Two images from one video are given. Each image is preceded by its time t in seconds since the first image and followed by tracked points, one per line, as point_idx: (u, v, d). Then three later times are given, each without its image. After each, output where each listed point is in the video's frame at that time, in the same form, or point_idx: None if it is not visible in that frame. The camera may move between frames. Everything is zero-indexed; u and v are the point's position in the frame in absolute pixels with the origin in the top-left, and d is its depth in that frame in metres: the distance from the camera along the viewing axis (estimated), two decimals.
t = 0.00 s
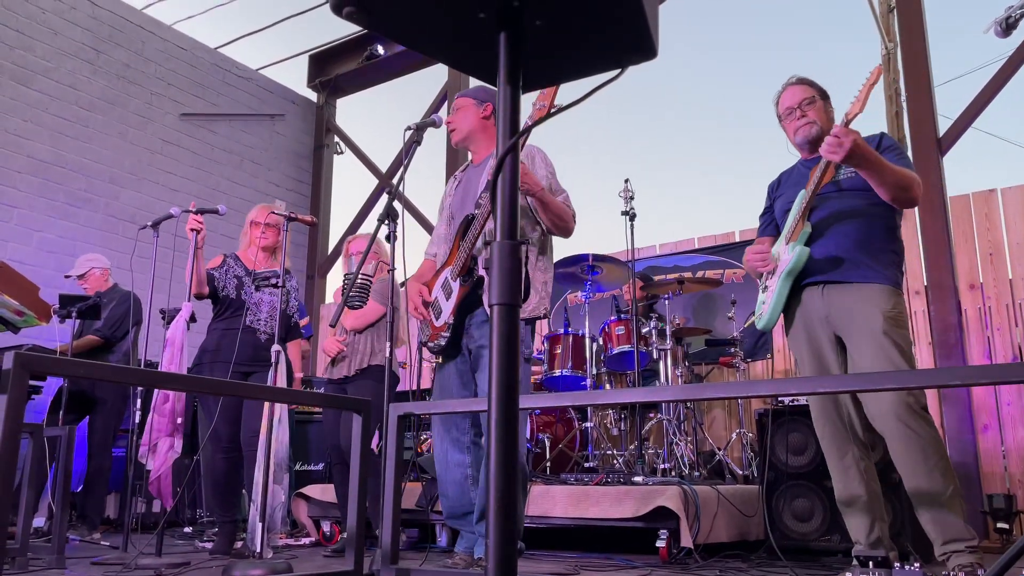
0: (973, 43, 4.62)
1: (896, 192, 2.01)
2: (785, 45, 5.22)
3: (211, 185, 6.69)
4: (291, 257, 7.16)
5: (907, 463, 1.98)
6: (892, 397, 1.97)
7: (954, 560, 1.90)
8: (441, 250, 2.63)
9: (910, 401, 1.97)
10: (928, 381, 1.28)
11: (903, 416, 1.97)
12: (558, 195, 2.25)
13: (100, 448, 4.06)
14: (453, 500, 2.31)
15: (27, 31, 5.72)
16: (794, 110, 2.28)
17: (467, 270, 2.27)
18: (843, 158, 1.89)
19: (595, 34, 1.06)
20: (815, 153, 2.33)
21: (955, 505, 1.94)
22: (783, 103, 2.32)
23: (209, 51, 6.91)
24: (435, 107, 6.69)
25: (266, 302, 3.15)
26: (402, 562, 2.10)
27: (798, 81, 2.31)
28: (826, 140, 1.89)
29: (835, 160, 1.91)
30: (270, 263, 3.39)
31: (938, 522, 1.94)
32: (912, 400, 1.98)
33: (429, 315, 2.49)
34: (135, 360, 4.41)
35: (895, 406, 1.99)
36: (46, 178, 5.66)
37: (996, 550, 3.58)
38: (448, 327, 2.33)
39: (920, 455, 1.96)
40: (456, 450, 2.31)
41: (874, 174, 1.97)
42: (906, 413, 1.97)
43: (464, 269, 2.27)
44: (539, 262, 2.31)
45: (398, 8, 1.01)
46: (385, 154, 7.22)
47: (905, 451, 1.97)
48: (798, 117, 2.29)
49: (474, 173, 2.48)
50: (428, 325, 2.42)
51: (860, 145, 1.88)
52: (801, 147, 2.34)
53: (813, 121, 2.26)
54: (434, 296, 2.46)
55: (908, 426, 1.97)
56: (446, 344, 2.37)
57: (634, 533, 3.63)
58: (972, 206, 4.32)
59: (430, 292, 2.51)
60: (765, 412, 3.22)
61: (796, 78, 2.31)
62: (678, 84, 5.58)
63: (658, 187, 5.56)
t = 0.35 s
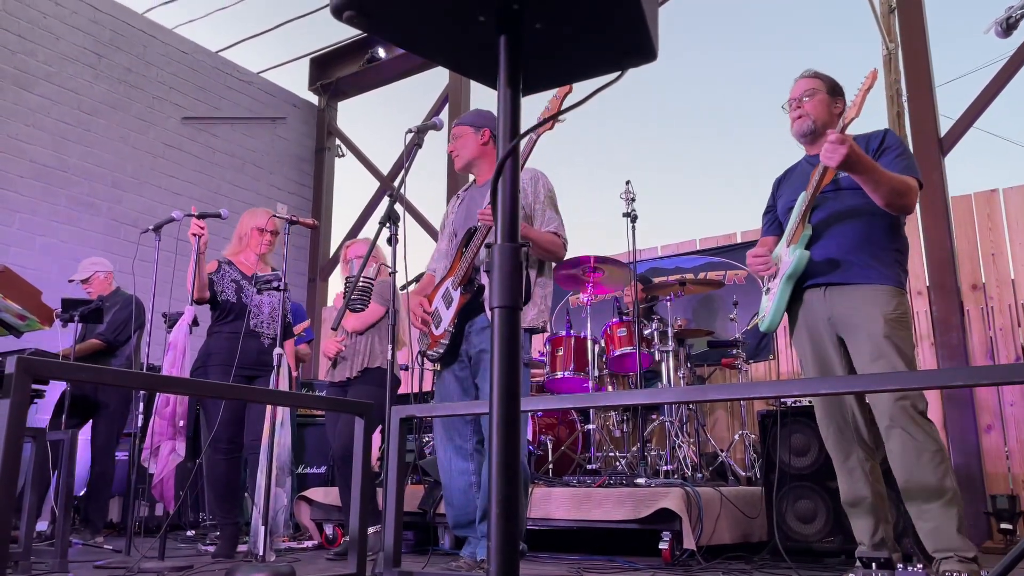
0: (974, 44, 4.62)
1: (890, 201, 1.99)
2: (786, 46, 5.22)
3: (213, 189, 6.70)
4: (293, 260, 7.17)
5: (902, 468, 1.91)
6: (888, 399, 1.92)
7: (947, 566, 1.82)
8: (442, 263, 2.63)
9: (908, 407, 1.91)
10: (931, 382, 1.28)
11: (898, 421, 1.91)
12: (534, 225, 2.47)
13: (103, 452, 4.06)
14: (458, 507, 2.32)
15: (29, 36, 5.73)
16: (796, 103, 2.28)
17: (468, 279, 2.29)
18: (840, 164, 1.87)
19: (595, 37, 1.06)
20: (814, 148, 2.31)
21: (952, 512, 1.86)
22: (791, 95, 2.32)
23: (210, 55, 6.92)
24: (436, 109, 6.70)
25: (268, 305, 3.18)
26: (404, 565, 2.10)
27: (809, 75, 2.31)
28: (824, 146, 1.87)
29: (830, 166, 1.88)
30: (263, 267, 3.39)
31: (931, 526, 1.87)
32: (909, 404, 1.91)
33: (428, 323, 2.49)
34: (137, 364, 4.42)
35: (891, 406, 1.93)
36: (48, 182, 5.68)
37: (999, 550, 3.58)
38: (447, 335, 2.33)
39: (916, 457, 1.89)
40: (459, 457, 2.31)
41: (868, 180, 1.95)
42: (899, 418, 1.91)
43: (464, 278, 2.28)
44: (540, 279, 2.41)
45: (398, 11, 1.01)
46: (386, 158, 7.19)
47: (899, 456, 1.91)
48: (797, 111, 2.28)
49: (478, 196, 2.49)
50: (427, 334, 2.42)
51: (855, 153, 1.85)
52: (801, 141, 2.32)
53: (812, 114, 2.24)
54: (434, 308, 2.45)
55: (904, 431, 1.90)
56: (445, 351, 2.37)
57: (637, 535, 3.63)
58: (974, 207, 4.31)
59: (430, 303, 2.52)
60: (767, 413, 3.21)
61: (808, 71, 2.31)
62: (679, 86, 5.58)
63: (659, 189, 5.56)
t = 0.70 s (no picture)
0: (976, 43, 4.61)
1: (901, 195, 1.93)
2: (787, 46, 5.22)
3: (215, 191, 6.71)
4: (295, 262, 7.18)
5: (904, 467, 1.90)
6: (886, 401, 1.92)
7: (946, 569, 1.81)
8: (451, 270, 2.65)
9: (907, 408, 1.89)
10: (934, 383, 1.28)
11: (897, 422, 1.90)
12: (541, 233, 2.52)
13: (107, 455, 4.07)
14: (464, 507, 2.31)
15: (31, 39, 5.74)
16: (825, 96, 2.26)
17: (479, 282, 2.31)
18: (848, 149, 1.84)
19: (599, 37, 1.06)
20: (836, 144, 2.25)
21: (952, 515, 1.85)
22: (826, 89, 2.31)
23: (212, 57, 6.93)
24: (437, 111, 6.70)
25: (270, 304, 3.17)
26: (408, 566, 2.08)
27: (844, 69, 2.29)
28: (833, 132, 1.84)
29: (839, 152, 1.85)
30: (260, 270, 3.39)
31: (930, 529, 1.86)
32: (907, 406, 1.89)
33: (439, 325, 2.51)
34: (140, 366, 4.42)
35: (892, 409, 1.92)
36: (51, 185, 5.69)
37: (1004, 551, 3.56)
38: (458, 336, 2.33)
39: (916, 459, 1.88)
40: (466, 458, 2.32)
41: (879, 171, 1.91)
42: (898, 419, 1.90)
43: (476, 282, 2.30)
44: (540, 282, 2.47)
45: (400, 11, 1.01)
46: (388, 159, 7.18)
47: (901, 456, 1.90)
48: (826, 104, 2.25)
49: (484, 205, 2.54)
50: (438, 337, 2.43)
51: (865, 140, 1.82)
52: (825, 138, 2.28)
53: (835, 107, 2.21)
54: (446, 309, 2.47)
55: (903, 431, 1.89)
56: (456, 351, 2.35)
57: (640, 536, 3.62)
58: (977, 207, 4.31)
59: (441, 305, 2.54)
60: (771, 414, 3.20)
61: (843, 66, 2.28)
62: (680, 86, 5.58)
63: (661, 189, 5.56)
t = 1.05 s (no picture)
0: (977, 43, 4.61)
1: (907, 180, 1.88)
2: (788, 48, 5.21)
3: (216, 192, 6.72)
4: (297, 263, 7.19)
5: (912, 469, 1.90)
6: (895, 400, 1.91)
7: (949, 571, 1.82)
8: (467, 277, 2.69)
9: (916, 408, 1.88)
10: (934, 384, 1.28)
11: (906, 423, 1.89)
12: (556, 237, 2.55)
13: (109, 455, 4.07)
14: (470, 506, 2.34)
15: (32, 40, 5.75)
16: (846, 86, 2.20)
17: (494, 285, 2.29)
18: (848, 137, 1.83)
19: (600, 40, 1.06)
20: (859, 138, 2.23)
21: (957, 518, 1.84)
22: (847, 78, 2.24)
23: (213, 58, 6.93)
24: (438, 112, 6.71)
25: (271, 307, 3.18)
26: (409, 567, 2.09)
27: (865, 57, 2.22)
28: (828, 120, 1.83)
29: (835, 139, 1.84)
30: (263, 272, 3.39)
31: (934, 531, 1.87)
32: (917, 406, 1.88)
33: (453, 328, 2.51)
34: (142, 367, 4.42)
35: (901, 409, 1.91)
36: (52, 186, 5.70)
37: (1005, 552, 3.56)
38: (472, 337, 2.33)
39: (924, 461, 1.87)
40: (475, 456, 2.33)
41: (884, 159, 1.86)
42: (907, 420, 1.89)
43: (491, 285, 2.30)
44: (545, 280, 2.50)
45: (399, 12, 1.00)
46: (388, 160, 7.21)
47: (910, 457, 1.89)
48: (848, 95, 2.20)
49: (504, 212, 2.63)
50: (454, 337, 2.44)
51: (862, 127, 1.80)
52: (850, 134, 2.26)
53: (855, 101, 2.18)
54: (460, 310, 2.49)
55: (912, 433, 1.89)
56: (469, 352, 2.36)
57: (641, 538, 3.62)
58: (979, 207, 4.30)
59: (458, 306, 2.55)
60: (772, 415, 3.19)
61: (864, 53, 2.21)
62: (681, 87, 5.57)
63: (662, 190, 5.56)
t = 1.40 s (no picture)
0: (979, 43, 4.61)
1: (914, 178, 1.87)
2: (789, 46, 5.21)
3: (217, 191, 6.72)
4: (298, 262, 7.19)
5: (920, 468, 1.90)
6: (906, 398, 1.91)
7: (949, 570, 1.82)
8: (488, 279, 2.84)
9: (929, 407, 1.89)
10: (933, 382, 1.28)
11: (916, 421, 1.90)
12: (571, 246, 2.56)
13: (109, 454, 4.08)
14: (473, 496, 2.42)
15: (33, 40, 5.75)
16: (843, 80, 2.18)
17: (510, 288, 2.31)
18: (842, 147, 1.82)
19: (602, 38, 1.06)
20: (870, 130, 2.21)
21: (963, 520, 1.84)
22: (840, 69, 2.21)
23: (213, 57, 6.92)
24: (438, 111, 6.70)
25: (272, 306, 3.17)
26: (409, 565, 2.09)
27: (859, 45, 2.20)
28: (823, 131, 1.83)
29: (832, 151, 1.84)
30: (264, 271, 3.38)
31: (937, 530, 1.87)
32: (930, 406, 1.89)
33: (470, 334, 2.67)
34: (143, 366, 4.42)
35: (913, 408, 1.91)
36: (53, 185, 5.70)
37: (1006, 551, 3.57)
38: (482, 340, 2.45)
39: (931, 460, 1.88)
40: (482, 450, 2.42)
41: (885, 162, 1.85)
42: (917, 419, 1.89)
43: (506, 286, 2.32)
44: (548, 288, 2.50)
45: (400, 12, 1.01)
46: (389, 159, 7.21)
47: (917, 456, 1.90)
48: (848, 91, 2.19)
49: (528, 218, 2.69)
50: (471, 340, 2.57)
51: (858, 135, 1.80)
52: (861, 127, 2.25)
53: (862, 96, 2.17)
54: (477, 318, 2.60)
55: (922, 432, 1.89)
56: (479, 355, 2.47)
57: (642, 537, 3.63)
58: (980, 207, 4.30)
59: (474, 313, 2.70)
60: (773, 414, 3.18)
61: (858, 42, 2.20)
62: (681, 86, 5.57)
63: (663, 189, 5.56)
